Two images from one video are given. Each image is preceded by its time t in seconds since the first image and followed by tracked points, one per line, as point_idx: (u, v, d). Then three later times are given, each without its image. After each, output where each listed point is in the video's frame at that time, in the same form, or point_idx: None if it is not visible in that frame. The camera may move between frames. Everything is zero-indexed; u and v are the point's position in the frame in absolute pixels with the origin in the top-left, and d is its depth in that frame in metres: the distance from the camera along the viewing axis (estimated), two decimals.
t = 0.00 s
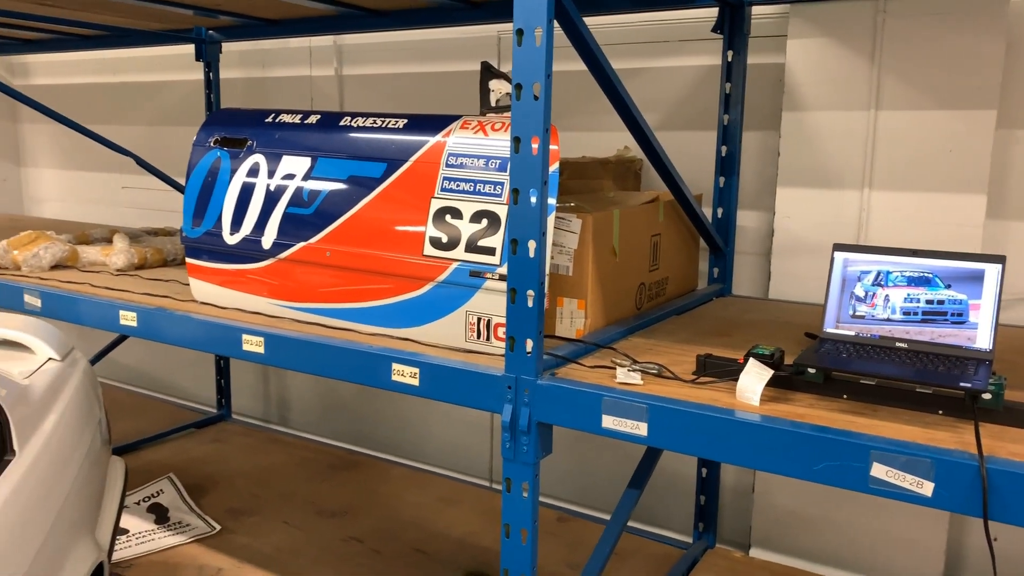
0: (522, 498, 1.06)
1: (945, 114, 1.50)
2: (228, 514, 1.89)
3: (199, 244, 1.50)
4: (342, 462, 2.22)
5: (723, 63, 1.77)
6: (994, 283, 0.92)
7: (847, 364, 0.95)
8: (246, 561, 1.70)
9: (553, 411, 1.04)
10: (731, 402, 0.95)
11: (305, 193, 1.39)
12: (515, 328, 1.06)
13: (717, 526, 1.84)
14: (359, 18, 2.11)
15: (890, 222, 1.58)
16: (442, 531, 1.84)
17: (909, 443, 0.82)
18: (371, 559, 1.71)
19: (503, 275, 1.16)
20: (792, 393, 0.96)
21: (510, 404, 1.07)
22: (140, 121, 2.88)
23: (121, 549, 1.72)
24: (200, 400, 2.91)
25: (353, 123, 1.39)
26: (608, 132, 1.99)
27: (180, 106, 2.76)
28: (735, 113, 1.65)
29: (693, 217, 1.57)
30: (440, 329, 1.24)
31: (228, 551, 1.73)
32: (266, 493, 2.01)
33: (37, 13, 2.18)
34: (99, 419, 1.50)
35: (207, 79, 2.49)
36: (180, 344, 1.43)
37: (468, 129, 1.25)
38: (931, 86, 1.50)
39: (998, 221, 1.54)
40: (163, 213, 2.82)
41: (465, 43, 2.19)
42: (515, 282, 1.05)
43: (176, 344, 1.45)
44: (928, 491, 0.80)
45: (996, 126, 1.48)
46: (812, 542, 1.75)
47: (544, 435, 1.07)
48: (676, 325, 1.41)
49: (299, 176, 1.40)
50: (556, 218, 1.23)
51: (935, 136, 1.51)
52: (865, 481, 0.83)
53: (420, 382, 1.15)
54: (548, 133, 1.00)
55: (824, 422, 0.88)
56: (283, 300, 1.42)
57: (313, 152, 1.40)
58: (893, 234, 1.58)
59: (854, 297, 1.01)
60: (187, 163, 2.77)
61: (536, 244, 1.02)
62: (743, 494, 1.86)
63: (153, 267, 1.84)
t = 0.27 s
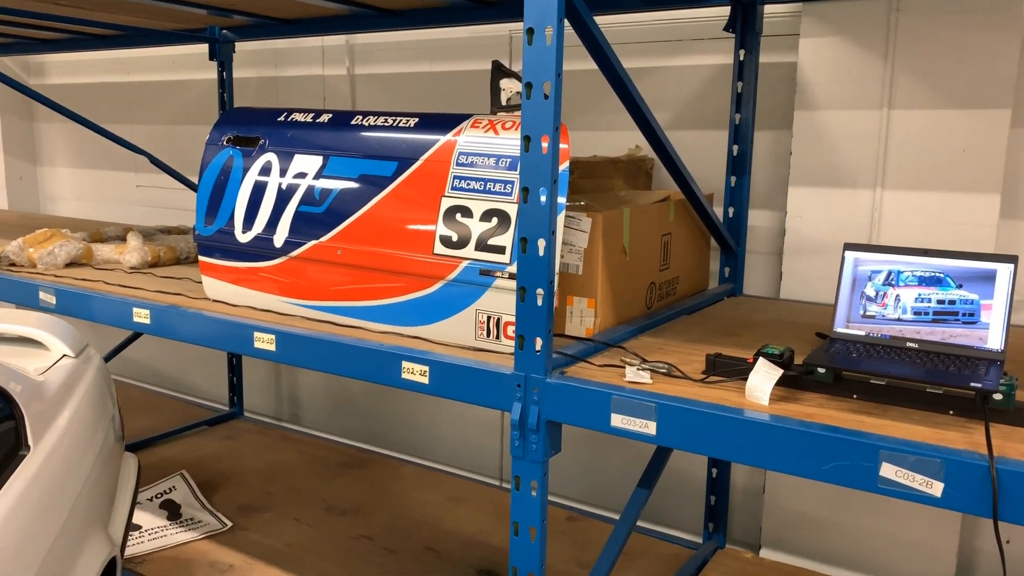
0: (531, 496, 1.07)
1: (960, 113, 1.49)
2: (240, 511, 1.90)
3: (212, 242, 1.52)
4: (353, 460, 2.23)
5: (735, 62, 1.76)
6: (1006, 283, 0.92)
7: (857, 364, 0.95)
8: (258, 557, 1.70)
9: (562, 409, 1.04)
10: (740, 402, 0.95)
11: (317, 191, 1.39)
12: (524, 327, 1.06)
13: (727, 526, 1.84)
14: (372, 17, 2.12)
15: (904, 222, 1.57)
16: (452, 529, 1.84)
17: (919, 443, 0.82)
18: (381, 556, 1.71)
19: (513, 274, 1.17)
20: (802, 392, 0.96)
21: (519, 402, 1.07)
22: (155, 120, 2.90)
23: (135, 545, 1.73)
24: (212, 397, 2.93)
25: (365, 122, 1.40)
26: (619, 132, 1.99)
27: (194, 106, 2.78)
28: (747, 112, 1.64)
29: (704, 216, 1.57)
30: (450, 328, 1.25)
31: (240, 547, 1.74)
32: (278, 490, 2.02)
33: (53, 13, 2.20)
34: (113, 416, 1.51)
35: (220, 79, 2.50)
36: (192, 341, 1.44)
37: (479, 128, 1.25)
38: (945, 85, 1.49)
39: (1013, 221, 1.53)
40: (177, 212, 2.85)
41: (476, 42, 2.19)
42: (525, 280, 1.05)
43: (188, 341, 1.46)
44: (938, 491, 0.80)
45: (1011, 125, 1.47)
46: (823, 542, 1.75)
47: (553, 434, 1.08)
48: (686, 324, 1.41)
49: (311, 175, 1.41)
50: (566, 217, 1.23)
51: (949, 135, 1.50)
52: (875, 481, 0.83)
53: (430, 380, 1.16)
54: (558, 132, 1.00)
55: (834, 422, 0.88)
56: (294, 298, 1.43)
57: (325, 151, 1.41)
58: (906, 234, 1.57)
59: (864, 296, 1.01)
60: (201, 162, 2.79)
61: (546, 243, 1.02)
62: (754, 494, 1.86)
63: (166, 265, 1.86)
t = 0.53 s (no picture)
0: (531, 493, 1.07)
1: (961, 113, 1.49)
2: (243, 509, 1.91)
3: (216, 241, 1.53)
4: (356, 458, 2.24)
5: (736, 63, 1.77)
6: (1003, 282, 0.93)
7: (855, 362, 0.95)
8: (261, 555, 1.71)
9: (562, 407, 1.05)
10: (739, 399, 0.95)
11: (320, 191, 1.40)
12: (525, 325, 1.07)
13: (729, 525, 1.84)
14: (375, 18, 2.13)
15: (905, 221, 1.57)
16: (454, 528, 1.85)
17: (915, 441, 0.83)
18: (384, 554, 1.72)
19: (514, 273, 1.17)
20: (800, 390, 0.97)
21: (519, 399, 1.08)
22: (160, 120, 2.92)
23: (139, 542, 1.74)
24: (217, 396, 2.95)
25: (367, 122, 1.41)
26: (621, 132, 2.00)
27: (199, 106, 2.79)
28: (748, 112, 1.64)
29: (705, 216, 1.57)
30: (452, 326, 1.26)
31: (243, 545, 1.75)
32: (281, 489, 2.03)
33: (59, 14, 2.22)
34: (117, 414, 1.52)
35: (225, 79, 2.52)
36: (196, 339, 1.45)
37: (480, 128, 1.26)
38: (946, 85, 1.50)
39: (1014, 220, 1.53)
40: (182, 212, 2.86)
41: (479, 43, 2.20)
42: (525, 278, 1.06)
43: (192, 340, 1.47)
44: (934, 488, 0.80)
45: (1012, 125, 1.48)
46: (824, 541, 1.75)
47: (553, 431, 1.08)
48: (686, 323, 1.42)
49: (313, 175, 1.42)
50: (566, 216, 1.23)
51: (950, 134, 1.50)
52: (871, 478, 0.83)
53: (431, 378, 1.16)
54: (558, 131, 1.01)
55: (831, 419, 0.88)
56: (297, 296, 1.44)
57: (328, 150, 1.42)
58: (907, 233, 1.57)
59: (863, 295, 1.02)
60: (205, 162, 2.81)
61: (546, 241, 1.03)
62: (755, 493, 1.86)
63: (171, 264, 1.87)
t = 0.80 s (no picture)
0: (530, 488, 1.08)
1: (957, 115, 1.50)
2: (245, 507, 1.93)
3: (218, 240, 1.54)
4: (356, 457, 2.25)
5: (735, 65, 1.78)
6: (996, 280, 0.94)
7: (849, 358, 0.97)
8: (261, 551, 1.73)
9: (560, 403, 1.06)
10: (734, 395, 0.97)
11: (321, 190, 1.42)
12: (524, 322, 1.08)
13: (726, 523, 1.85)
14: (378, 19, 2.15)
15: (901, 222, 1.59)
16: (454, 525, 1.86)
17: (907, 435, 0.84)
18: (384, 551, 1.74)
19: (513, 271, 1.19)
20: (795, 386, 0.98)
21: (518, 395, 1.09)
22: (163, 121, 2.93)
23: (141, 539, 1.76)
24: (218, 395, 2.96)
25: (369, 122, 1.42)
26: (620, 133, 2.01)
27: (202, 107, 2.81)
28: (746, 113, 1.66)
29: (704, 217, 1.58)
30: (451, 324, 1.27)
31: (244, 542, 1.77)
32: (282, 486, 2.05)
33: (63, 15, 2.24)
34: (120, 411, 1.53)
35: (228, 80, 2.53)
36: (199, 337, 1.47)
37: (480, 128, 1.28)
38: (943, 86, 1.51)
39: (1010, 221, 1.55)
40: (185, 212, 2.88)
41: (480, 44, 2.21)
42: (524, 276, 1.07)
43: (194, 337, 1.49)
44: (926, 481, 0.82)
45: (1008, 127, 1.49)
46: (821, 539, 1.76)
47: (551, 427, 1.10)
48: (684, 322, 1.43)
49: (315, 174, 1.43)
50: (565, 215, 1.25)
51: (946, 135, 1.52)
52: (864, 472, 0.85)
53: (431, 374, 1.18)
54: (557, 130, 1.03)
55: (825, 415, 0.90)
56: (299, 294, 1.45)
57: (330, 150, 1.43)
58: (904, 234, 1.59)
59: (857, 293, 1.03)
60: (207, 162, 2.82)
61: (545, 239, 1.04)
62: (753, 492, 1.88)
63: (173, 263, 1.88)
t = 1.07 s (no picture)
0: (531, 480, 1.11)
1: (950, 117, 1.53)
2: (247, 503, 1.95)
3: (223, 238, 1.56)
4: (357, 455, 2.27)
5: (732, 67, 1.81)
6: (986, 276, 0.97)
7: (843, 352, 0.99)
8: (264, 546, 1.74)
9: (561, 396, 1.08)
10: (731, 388, 0.99)
11: (325, 189, 1.44)
12: (525, 317, 1.11)
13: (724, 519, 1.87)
14: (380, 22, 2.17)
15: (896, 222, 1.61)
16: (455, 522, 1.89)
17: (899, 426, 0.86)
18: (386, 547, 1.76)
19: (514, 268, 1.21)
20: (790, 380, 1.01)
21: (519, 389, 1.11)
22: (165, 122, 2.96)
23: (145, 534, 1.77)
24: (219, 395, 2.98)
25: (372, 122, 1.45)
26: (619, 135, 2.04)
27: (205, 108, 2.83)
28: (743, 115, 1.68)
29: (702, 217, 1.61)
30: (454, 320, 1.29)
31: (247, 537, 1.79)
32: (285, 484, 2.07)
33: (69, 17, 2.26)
34: (126, 407, 1.55)
35: (231, 82, 2.55)
36: (204, 334, 1.49)
37: (482, 128, 1.30)
38: (937, 89, 1.54)
39: (1003, 221, 1.58)
40: (187, 212, 2.90)
41: (480, 46, 2.24)
42: (526, 272, 1.10)
43: (200, 334, 1.51)
44: (917, 471, 0.84)
45: (1000, 129, 1.52)
46: (818, 535, 1.78)
47: (552, 420, 1.12)
48: (682, 320, 1.45)
49: (319, 173, 1.46)
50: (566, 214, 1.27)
51: (940, 137, 1.55)
52: (857, 462, 0.87)
53: (434, 369, 1.20)
54: (558, 130, 1.05)
55: (819, 407, 0.92)
56: (302, 291, 1.47)
57: (334, 150, 1.46)
58: (899, 233, 1.61)
59: (851, 289, 1.06)
60: (209, 163, 2.85)
61: (546, 236, 1.07)
62: (751, 489, 1.90)
63: (178, 262, 1.91)
